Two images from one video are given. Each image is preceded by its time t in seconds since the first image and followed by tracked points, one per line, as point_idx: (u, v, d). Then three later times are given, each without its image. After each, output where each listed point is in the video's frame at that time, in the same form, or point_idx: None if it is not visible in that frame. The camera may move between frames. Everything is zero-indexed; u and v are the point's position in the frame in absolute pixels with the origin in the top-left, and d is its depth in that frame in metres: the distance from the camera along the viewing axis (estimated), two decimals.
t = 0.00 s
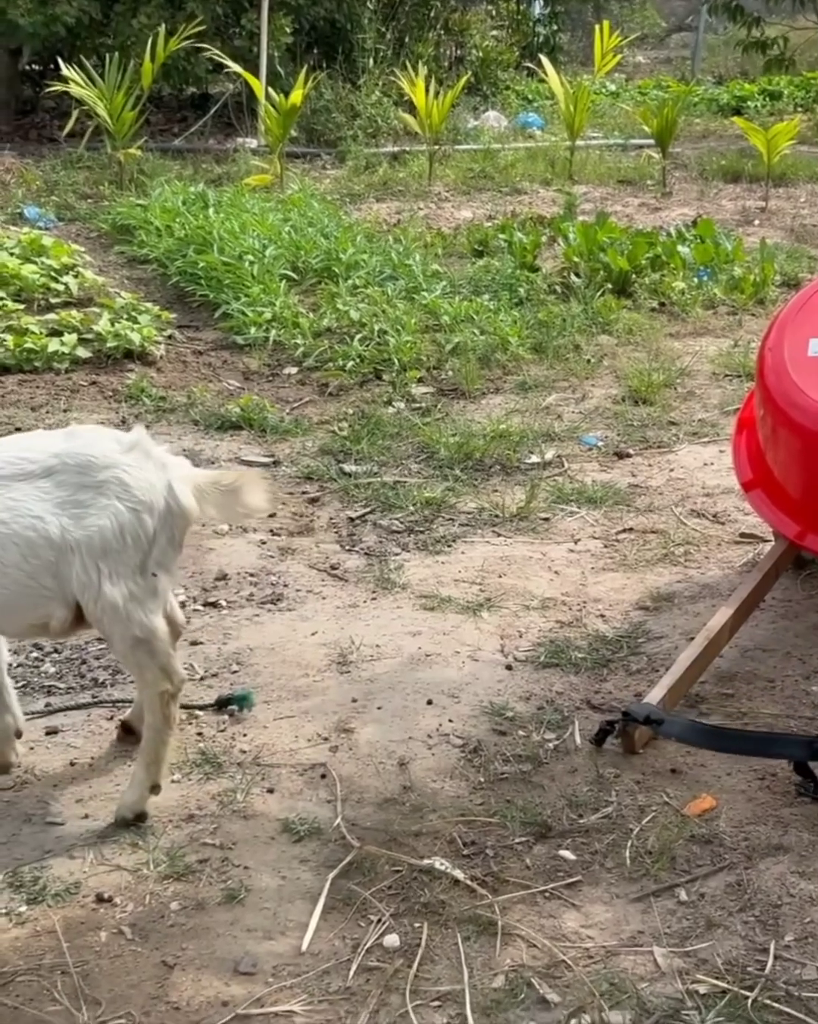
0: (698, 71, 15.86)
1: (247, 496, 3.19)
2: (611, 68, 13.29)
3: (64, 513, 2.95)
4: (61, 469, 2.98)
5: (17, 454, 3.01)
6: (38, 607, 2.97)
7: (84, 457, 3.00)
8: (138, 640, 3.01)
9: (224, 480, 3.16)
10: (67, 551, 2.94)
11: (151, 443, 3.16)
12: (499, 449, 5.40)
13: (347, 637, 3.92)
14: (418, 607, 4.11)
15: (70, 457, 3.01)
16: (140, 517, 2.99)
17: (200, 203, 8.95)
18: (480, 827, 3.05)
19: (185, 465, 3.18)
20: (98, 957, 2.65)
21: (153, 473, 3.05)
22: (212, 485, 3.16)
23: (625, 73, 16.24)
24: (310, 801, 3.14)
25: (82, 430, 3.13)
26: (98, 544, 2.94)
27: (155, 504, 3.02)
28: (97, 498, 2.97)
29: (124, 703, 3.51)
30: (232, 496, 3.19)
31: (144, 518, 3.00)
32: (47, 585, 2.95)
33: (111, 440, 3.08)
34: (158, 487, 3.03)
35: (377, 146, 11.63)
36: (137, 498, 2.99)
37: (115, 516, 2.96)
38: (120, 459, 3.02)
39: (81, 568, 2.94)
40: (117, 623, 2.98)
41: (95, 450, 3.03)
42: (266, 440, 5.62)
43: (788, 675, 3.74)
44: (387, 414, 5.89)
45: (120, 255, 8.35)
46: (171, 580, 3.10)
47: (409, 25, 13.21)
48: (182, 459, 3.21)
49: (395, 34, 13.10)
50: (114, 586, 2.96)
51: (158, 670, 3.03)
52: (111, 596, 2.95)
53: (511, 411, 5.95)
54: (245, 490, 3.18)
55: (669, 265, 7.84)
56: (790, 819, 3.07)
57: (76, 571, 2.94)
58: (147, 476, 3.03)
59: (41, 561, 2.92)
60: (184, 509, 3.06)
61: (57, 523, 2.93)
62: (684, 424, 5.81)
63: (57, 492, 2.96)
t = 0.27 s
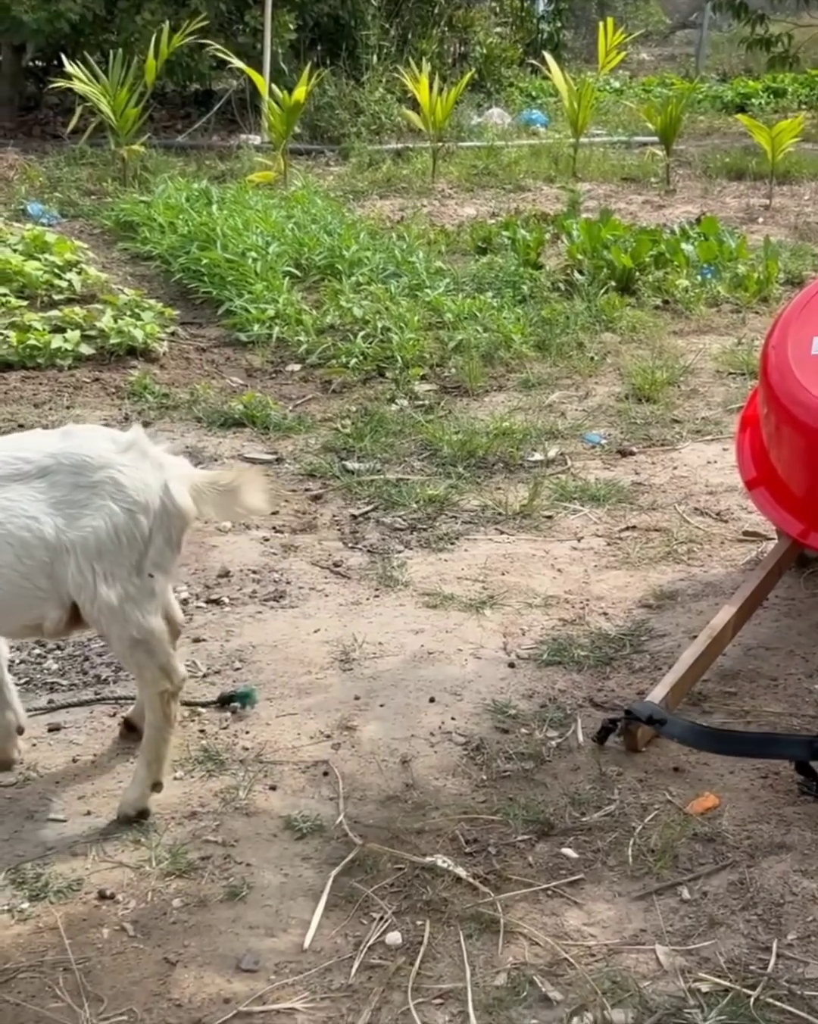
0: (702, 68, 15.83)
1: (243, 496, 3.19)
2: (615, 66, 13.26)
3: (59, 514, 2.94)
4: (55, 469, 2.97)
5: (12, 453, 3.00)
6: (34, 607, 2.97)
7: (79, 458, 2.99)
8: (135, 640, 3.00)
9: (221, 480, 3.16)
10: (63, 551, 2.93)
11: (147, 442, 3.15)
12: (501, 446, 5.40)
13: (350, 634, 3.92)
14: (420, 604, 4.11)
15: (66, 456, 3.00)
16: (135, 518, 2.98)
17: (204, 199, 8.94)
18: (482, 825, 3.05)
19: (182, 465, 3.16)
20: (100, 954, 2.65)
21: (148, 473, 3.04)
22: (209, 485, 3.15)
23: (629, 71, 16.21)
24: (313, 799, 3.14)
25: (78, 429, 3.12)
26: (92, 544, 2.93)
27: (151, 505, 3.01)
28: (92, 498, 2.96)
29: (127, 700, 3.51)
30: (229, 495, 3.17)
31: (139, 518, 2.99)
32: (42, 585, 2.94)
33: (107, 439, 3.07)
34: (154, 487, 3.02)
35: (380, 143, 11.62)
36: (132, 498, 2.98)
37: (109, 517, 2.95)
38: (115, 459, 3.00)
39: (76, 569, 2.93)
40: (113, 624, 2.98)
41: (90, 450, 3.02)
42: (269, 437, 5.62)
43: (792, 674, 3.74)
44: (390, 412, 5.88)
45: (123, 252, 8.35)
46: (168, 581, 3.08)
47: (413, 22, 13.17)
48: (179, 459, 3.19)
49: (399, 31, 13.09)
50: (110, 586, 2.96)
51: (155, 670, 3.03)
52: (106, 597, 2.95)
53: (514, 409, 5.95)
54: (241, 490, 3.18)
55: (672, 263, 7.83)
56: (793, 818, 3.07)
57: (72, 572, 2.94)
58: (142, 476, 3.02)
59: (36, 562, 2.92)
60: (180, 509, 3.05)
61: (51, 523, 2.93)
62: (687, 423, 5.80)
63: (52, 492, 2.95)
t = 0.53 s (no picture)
0: (705, 66, 15.82)
1: (237, 495, 3.15)
2: (618, 64, 13.25)
3: (54, 510, 2.94)
4: (50, 465, 2.97)
5: (6, 450, 3.00)
6: (30, 604, 2.97)
7: (73, 454, 2.99)
8: (131, 637, 3.00)
9: (215, 480, 3.13)
10: (57, 548, 2.93)
11: (142, 439, 3.14)
12: (504, 445, 5.40)
13: (352, 632, 3.92)
14: (423, 603, 4.10)
15: (60, 452, 2.99)
16: (129, 514, 2.97)
17: (207, 197, 8.94)
18: (485, 824, 3.04)
19: (177, 461, 3.15)
20: (103, 952, 2.65)
21: (142, 469, 3.03)
22: (203, 483, 3.13)
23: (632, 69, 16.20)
24: (315, 797, 3.14)
25: (73, 425, 3.11)
26: (87, 541, 2.93)
27: (145, 501, 3.00)
28: (86, 494, 2.96)
29: (129, 698, 3.51)
30: (223, 494, 3.14)
31: (133, 515, 2.98)
32: (38, 582, 2.94)
33: (102, 435, 3.07)
34: (147, 484, 3.01)
35: (383, 141, 11.62)
36: (126, 495, 2.97)
37: (104, 513, 2.94)
38: (109, 456, 3.00)
39: (71, 565, 2.93)
40: (109, 620, 2.97)
41: (86, 446, 3.02)
42: (272, 435, 5.62)
43: (795, 673, 3.73)
44: (392, 409, 5.88)
45: (126, 249, 8.35)
46: (163, 577, 3.07)
47: (416, 20, 13.16)
48: (174, 455, 3.18)
49: (402, 29, 13.08)
50: (105, 583, 2.95)
51: (152, 667, 3.03)
52: (102, 593, 2.94)
53: (518, 407, 5.94)
54: (235, 489, 3.15)
55: (676, 261, 7.82)
56: (796, 818, 3.07)
57: (67, 568, 2.94)
58: (136, 473, 3.01)
59: (32, 559, 2.92)
60: (174, 506, 3.03)
61: (46, 520, 2.93)
62: (690, 421, 5.80)
63: (47, 489, 2.95)
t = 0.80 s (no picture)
0: (708, 65, 15.80)
1: (247, 490, 3.16)
2: (621, 62, 13.25)
3: (63, 510, 2.94)
4: (58, 465, 2.97)
5: (14, 449, 2.99)
6: (35, 604, 2.96)
7: (82, 453, 2.98)
8: (139, 637, 3.00)
9: (224, 474, 3.14)
10: (66, 548, 2.93)
11: (151, 438, 3.15)
12: (506, 443, 5.39)
13: (354, 631, 3.92)
14: (425, 601, 4.10)
15: (69, 452, 2.99)
16: (139, 514, 2.98)
17: (209, 195, 8.94)
18: (486, 822, 3.04)
19: (185, 461, 3.16)
20: (104, 950, 2.64)
21: (152, 469, 3.04)
22: (213, 481, 3.14)
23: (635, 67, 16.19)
24: (317, 796, 3.14)
25: (80, 424, 3.11)
26: (96, 541, 2.93)
27: (154, 501, 3.00)
28: (95, 494, 2.96)
29: (131, 696, 3.51)
30: (232, 488, 3.15)
31: (142, 514, 2.98)
32: (44, 582, 2.94)
33: (110, 434, 3.07)
34: (157, 482, 3.02)
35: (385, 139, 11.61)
36: (136, 494, 2.97)
37: (113, 513, 2.94)
38: (119, 455, 3.00)
39: (79, 565, 2.93)
40: (117, 621, 2.97)
41: (94, 445, 3.02)
42: (274, 433, 5.62)
43: (797, 672, 3.73)
44: (394, 408, 5.88)
45: (128, 247, 8.35)
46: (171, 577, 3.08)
47: (419, 18, 13.15)
48: (183, 455, 3.19)
49: (405, 27, 13.07)
50: (113, 583, 2.95)
51: (159, 666, 3.03)
52: (110, 593, 2.94)
53: (519, 406, 5.94)
54: (245, 484, 3.16)
55: (678, 260, 7.81)
56: (798, 817, 3.06)
57: (75, 568, 2.94)
58: (146, 472, 3.01)
59: (39, 559, 2.91)
60: (183, 505, 3.05)
61: (55, 520, 2.92)
62: (693, 420, 5.79)
63: (56, 488, 2.95)
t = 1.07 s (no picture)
0: (710, 65, 15.79)
1: (242, 496, 3.17)
2: (623, 61, 13.25)
3: (55, 512, 2.93)
4: (51, 466, 2.96)
5: (7, 450, 2.99)
6: (27, 606, 2.95)
7: (75, 455, 2.98)
8: (134, 639, 3.00)
9: (220, 481, 3.14)
10: (58, 549, 2.92)
11: (145, 441, 3.14)
12: (508, 442, 5.39)
13: (356, 630, 3.92)
14: (426, 601, 4.10)
15: (62, 453, 2.99)
16: (132, 516, 2.97)
17: (211, 193, 8.94)
18: (488, 822, 3.04)
19: (180, 465, 3.16)
20: (105, 949, 2.64)
21: (145, 471, 3.04)
22: (208, 485, 3.14)
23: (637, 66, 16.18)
24: (318, 795, 3.14)
25: (74, 427, 3.11)
26: (88, 542, 2.92)
27: (148, 503, 3.00)
28: (88, 496, 2.95)
29: (132, 695, 3.50)
30: (228, 495, 3.15)
31: (136, 517, 2.98)
32: (36, 584, 2.93)
33: (104, 437, 3.06)
34: (151, 486, 3.01)
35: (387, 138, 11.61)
36: (129, 497, 2.97)
37: (106, 515, 2.94)
38: (112, 457, 3.00)
39: (72, 566, 2.92)
40: (111, 623, 2.97)
41: (88, 447, 3.01)
42: (275, 432, 5.61)
43: (799, 672, 3.72)
44: (396, 407, 5.87)
45: (129, 246, 8.35)
46: (166, 580, 3.07)
47: (421, 17, 13.15)
48: (177, 458, 3.19)
49: (406, 26, 13.07)
50: (107, 585, 2.95)
51: (155, 668, 3.03)
52: (103, 595, 2.93)
53: (521, 405, 5.94)
54: (240, 490, 3.16)
55: (680, 259, 7.81)
56: (800, 817, 3.06)
57: (68, 570, 2.93)
58: (139, 475, 3.01)
59: (31, 561, 2.91)
60: (178, 507, 3.05)
61: (47, 521, 2.91)
62: (695, 419, 5.79)
63: (48, 490, 2.94)
